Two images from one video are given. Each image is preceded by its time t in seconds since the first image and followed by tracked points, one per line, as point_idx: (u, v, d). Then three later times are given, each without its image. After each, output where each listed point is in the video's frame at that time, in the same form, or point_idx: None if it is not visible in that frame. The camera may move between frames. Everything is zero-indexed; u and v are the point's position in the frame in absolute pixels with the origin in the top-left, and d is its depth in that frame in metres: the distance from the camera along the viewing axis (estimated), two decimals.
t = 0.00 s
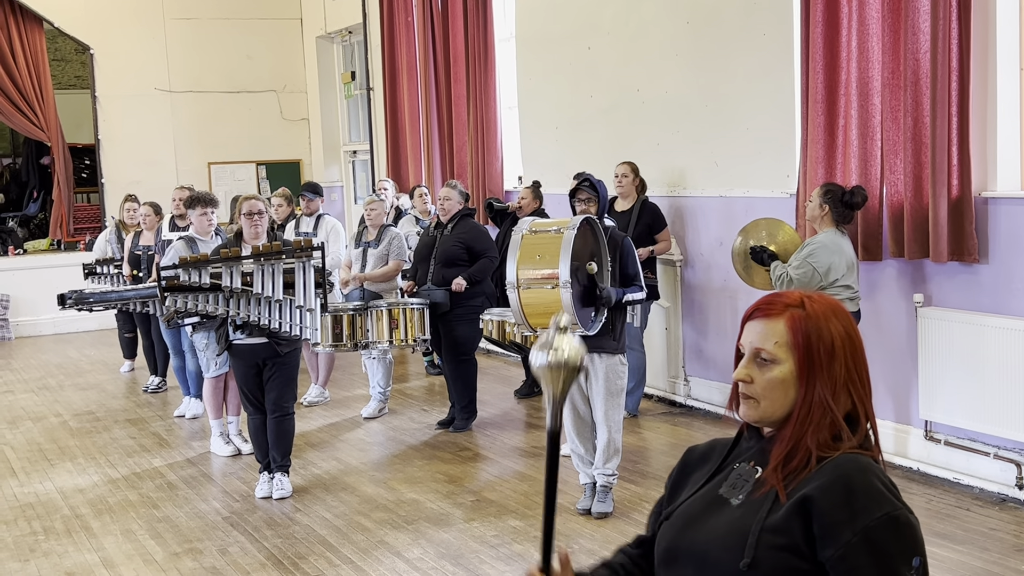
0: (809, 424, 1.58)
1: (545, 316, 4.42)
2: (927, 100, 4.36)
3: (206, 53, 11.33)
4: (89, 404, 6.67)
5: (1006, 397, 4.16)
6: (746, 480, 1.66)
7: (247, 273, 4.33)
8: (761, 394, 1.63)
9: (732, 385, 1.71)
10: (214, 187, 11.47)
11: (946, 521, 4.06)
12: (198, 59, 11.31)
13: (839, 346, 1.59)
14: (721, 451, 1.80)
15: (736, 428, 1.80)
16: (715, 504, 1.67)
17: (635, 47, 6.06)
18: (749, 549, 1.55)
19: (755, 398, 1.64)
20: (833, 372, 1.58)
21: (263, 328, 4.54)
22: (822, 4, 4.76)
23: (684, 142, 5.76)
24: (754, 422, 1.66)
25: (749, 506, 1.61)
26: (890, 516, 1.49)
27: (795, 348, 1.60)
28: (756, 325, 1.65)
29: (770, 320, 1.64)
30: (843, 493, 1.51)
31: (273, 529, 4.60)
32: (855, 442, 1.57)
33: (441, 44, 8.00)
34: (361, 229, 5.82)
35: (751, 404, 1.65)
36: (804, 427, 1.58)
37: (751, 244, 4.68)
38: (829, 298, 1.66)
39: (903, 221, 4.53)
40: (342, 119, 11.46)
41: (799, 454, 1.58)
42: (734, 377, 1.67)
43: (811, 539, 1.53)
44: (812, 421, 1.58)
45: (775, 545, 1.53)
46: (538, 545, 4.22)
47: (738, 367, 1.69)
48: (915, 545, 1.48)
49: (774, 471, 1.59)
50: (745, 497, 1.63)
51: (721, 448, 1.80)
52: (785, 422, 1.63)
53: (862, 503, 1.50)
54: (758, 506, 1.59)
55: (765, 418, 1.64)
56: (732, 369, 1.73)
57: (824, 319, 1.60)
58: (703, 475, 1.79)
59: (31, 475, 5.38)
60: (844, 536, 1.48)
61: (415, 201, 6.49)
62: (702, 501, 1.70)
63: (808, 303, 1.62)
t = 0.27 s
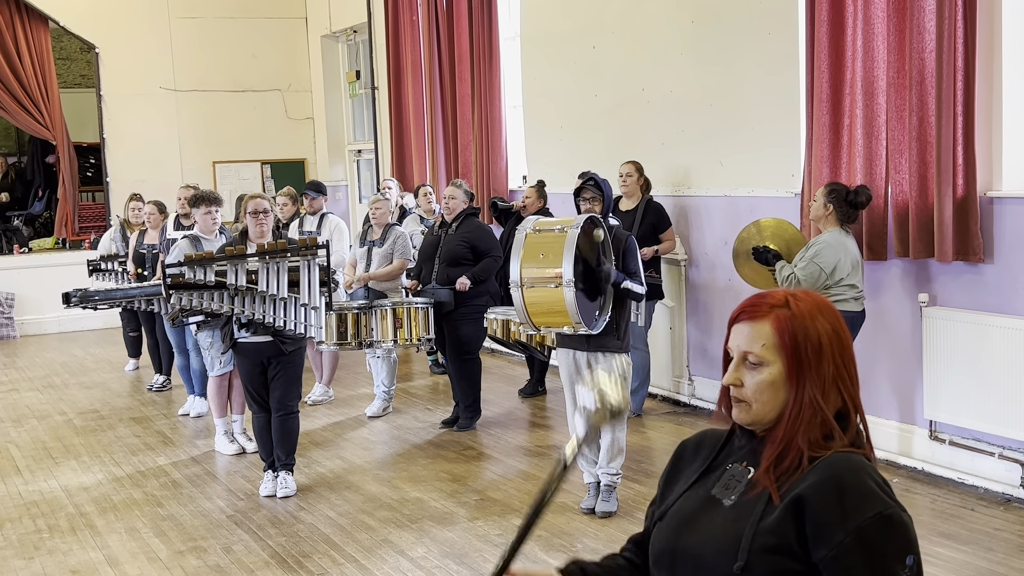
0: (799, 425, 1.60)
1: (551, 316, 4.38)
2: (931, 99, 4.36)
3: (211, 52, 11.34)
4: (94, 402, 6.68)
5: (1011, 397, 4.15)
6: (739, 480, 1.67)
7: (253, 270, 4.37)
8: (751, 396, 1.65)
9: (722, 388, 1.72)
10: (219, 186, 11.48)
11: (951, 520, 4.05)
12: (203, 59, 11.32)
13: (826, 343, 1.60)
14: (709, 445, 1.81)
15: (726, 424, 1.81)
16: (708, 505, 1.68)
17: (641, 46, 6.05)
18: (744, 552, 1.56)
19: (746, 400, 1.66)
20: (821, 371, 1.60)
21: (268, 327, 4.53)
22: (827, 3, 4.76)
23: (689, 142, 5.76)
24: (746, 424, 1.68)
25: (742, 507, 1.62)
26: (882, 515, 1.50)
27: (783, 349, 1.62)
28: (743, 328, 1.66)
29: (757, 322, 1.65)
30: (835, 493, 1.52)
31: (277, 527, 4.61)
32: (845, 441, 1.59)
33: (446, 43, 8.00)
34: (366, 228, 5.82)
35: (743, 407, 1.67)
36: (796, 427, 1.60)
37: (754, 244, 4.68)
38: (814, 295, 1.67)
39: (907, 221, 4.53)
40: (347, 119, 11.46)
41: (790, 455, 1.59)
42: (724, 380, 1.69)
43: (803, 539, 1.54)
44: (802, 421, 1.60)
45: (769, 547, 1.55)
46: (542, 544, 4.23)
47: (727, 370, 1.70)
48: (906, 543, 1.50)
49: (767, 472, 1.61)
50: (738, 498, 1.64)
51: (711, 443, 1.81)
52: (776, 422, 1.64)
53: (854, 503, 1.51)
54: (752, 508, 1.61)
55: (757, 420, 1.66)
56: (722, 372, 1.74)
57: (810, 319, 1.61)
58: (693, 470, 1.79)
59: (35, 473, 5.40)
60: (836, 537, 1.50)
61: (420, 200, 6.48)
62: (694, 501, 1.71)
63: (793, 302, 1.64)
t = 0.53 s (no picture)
0: (797, 427, 1.62)
1: (555, 315, 4.36)
2: (939, 100, 4.34)
3: (218, 52, 11.36)
4: (100, 401, 6.69)
5: (1017, 398, 4.15)
6: (739, 482, 1.69)
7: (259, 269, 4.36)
8: (750, 402, 1.68)
9: (722, 394, 1.75)
10: (225, 185, 11.50)
11: (956, 522, 4.05)
12: (210, 58, 11.34)
13: (820, 343, 1.63)
14: (712, 448, 1.83)
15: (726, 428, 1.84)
16: (709, 508, 1.70)
17: (647, 46, 6.05)
18: (744, 553, 1.59)
19: (746, 406, 1.69)
20: (816, 372, 1.62)
21: (274, 325, 4.57)
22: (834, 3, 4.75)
23: (696, 142, 5.76)
24: (747, 430, 1.71)
25: (743, 510, 1.65)
26: (879, 514, 1.52)
27: (776, 353, 1.64)
28: (736, 334, 1.69)
29: (750, 328, 1.68)
30: (832, 493, 1.55)
31: (282, 526, 4.62)
32: (844, 439, 1.61)
33: (452, 43, 8.01)
34: (373, 227, 5.83)
35: (744, 413, 1.70)
36: (794, 430, 1.63)
37: (762, 243, 4.67)
38: (805, 295, 1.69)
39: (914, 222, 4.52)
40: (354, 119, 11.47)
41: (789, 456, 1.62)
42: (723, 388, 1.72)
43: (802, 539, 1.57)
44: (800, 423, 1.62)
45: (769, 547, 1.58)
46: (546, 544, 4.23)
47: (724, 377, 1.73)
48: (905, 541, 1.52)
49: (765, 475, 1.63)
50: (738, 500, 1.66)
51: (713, 445, 1.83)
52: (776, 426, 1.67)
53: (851, 502, 1.54)
54: (752, 509, 1.63)
55: (758, 424, 1.69)
56: (721, 378, 1.77)
57: (802, 320, 1.63)
58: (695, 474, 1.82)
59: (41, 471, 5.41)
60: (834, 536, 1.53)
61: (426, 200, 6.48)
62: (696, 504, 1.73)
63: (784, 305, 1.66)
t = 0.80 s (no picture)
0: (807, 428, 1.63)
1: (563, 316, 4.37)
2: (949, 100, 4.33)
3: (226, 52, 11.37)
4: (108, 400, 6.70)
5: None
6: (749, 485, 1.70)
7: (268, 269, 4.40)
8: (760, 400, 1.69)
9: (733, 391, 1.76)
10: (233, 184, 11.51)
11: (964, 523, 4.04)
12: (218, 58, 11.35)
13: (833, 345, 1.63)
14: (724, 453, 1.84)
15: (736, 430, 1.84)
16: (721, 512, 1.71)
17: (655, 47, 6.05)
18: (753, 557, 1.59)
19: (755, 403, 1.70)
20: (828, 374, 1.62)
21: (282, 325, 4.58)
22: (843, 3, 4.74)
23: (703, 143, 5.76)
24: (755, 428, 1.72)
25: (753, 513, 1.65)
26: (889, 517, 1.52)
27: (789, 352, 1.65)
28: (751, 331, 1.70)
29: (764, 325, 1.68)
30: (841, 496, 1.55)
31: (289, 525, 4.63)
32: (854, 442, 1.61)
33: (460, 44, 8.01)
34: (380, 228, 5.82)
35: (753, 411, 1.71)
36: (803, 431, 1.63)
37: (768, 243, 4.68)
38: (821, 296, 1.70)
39: (922, 223, 4.51)
40: (361, 119, 11.48)
41: (798, 457, 1.62)
42: (734, 384, 1.73)
43: (812, 542, 1.57)
44: (809, 424, 1.63)
45: (778, 551, 1.58)
46: (553, 544, 4.24)
47: (736, 373, 1.74)
48: (915, 545, 1.52)
49: (775, 477, 1.64)
50: (749, 504, 1.67)
51: (726, 449, 1.84)
52: (785, 425, 1.68)
53: (861, 506, 1.54)
54: (762, 514, 1.64)
55: (766, 423, 1.70)
56: (732, 374, 1.78)
57: (817, 321, 1.64)
58: (705, 478, 1.83)
59: (49, 470, 5.42)
60: (843, 539, 1.53)
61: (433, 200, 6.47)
62: (707, 508, 1.74)
63: (800, 305, 1.67)
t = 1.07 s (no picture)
0: (817, 425, 1.58)
1: (574, 315, 4.37)
2: (960, 101, 4.32)
3: (236, 51, 11.40)
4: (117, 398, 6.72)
5: None
6: (758, 484, 1.65)
7: (278, 266, 4.49)
8: (770, 395, 1.64)
9: (742, 385, 1.72)
10: (243, 183, 11.54)
11: (974, 525, 4.03)
12: (228, 58, 11.38)
13: (848, 343, 1.59)
14: (731, 450, 1.79)
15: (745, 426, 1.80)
16: (728, 510, 1.66)
17: (665, 47, 6.05)
18: (761, 557, 1.55)
19: (765, 398, 1.65)
20: (841, 371, 1.58)
21: (292, 323, 4.59)
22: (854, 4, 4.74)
23: (713, 143, 5.75)
24: (764, 423, 1.67)
25: (761, 512, 1.60)
26: (900, 516, 1.48)
27: (803, 348, 1.61)
28: (765, 325, 1.66)
29: (779, 319, 1.64)
30: (851, 495, 1.51)
31: (298, 524, 4.64)
32: (864, 441, 1.57)
33: (470, 44, 8.02)
34: (389, 227, 5.82)
35: (762, 405, 1.66)
36: (812, 428, 1.59)
37: (779, 245, 4.69)
38: (838, 294, 1.66)
39: (933, 224, 4.51)
40: (371, 119, 11.50)
41: (808, 455, 1.58)
42: (744, 377, 1.68)
43: (821, 542, 1.52)
44: (820, 421, 1.58)
45: (786, 551, 1.53)
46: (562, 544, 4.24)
47: (747, 367, 1.70)
48: (926, 545, 1.47)
49: (784, 474, 1.59)
50: (757, 502, 1.62)
51: (735, 443, 1.79)
52: (795, 422, 1.63)
53: (871, 504, 1.49)
54: (770, 512, 1.59)
55: (775, 418, 1.65)
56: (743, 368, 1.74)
57: (832, 318, 1.60)
58: (714, 475, 1.77)
59: (59, 467, 5.44)
60: (853, 538, 1.48)
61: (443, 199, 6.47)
62: (714, 506, 1.69)
63: (816, 301, 1.63)
